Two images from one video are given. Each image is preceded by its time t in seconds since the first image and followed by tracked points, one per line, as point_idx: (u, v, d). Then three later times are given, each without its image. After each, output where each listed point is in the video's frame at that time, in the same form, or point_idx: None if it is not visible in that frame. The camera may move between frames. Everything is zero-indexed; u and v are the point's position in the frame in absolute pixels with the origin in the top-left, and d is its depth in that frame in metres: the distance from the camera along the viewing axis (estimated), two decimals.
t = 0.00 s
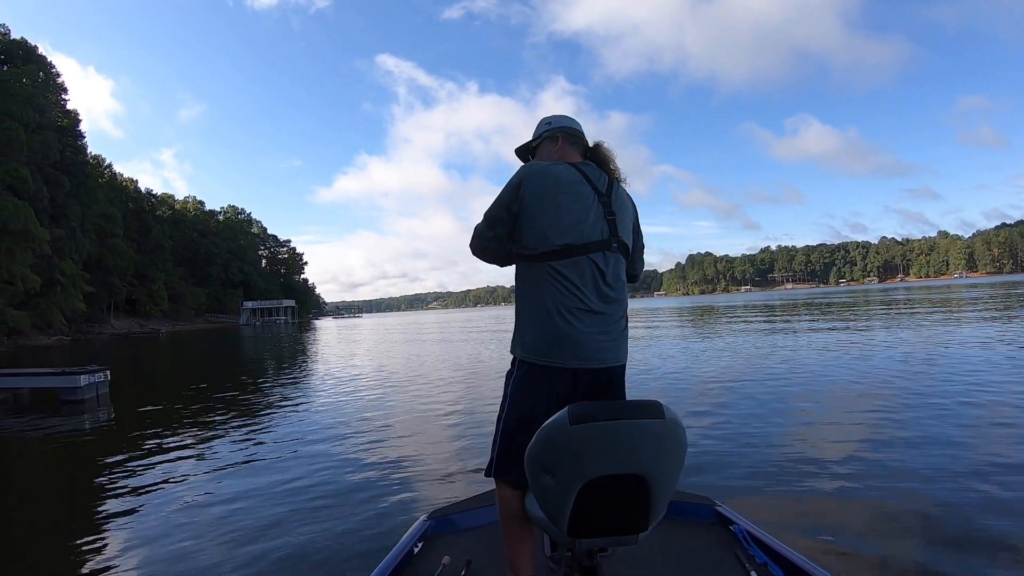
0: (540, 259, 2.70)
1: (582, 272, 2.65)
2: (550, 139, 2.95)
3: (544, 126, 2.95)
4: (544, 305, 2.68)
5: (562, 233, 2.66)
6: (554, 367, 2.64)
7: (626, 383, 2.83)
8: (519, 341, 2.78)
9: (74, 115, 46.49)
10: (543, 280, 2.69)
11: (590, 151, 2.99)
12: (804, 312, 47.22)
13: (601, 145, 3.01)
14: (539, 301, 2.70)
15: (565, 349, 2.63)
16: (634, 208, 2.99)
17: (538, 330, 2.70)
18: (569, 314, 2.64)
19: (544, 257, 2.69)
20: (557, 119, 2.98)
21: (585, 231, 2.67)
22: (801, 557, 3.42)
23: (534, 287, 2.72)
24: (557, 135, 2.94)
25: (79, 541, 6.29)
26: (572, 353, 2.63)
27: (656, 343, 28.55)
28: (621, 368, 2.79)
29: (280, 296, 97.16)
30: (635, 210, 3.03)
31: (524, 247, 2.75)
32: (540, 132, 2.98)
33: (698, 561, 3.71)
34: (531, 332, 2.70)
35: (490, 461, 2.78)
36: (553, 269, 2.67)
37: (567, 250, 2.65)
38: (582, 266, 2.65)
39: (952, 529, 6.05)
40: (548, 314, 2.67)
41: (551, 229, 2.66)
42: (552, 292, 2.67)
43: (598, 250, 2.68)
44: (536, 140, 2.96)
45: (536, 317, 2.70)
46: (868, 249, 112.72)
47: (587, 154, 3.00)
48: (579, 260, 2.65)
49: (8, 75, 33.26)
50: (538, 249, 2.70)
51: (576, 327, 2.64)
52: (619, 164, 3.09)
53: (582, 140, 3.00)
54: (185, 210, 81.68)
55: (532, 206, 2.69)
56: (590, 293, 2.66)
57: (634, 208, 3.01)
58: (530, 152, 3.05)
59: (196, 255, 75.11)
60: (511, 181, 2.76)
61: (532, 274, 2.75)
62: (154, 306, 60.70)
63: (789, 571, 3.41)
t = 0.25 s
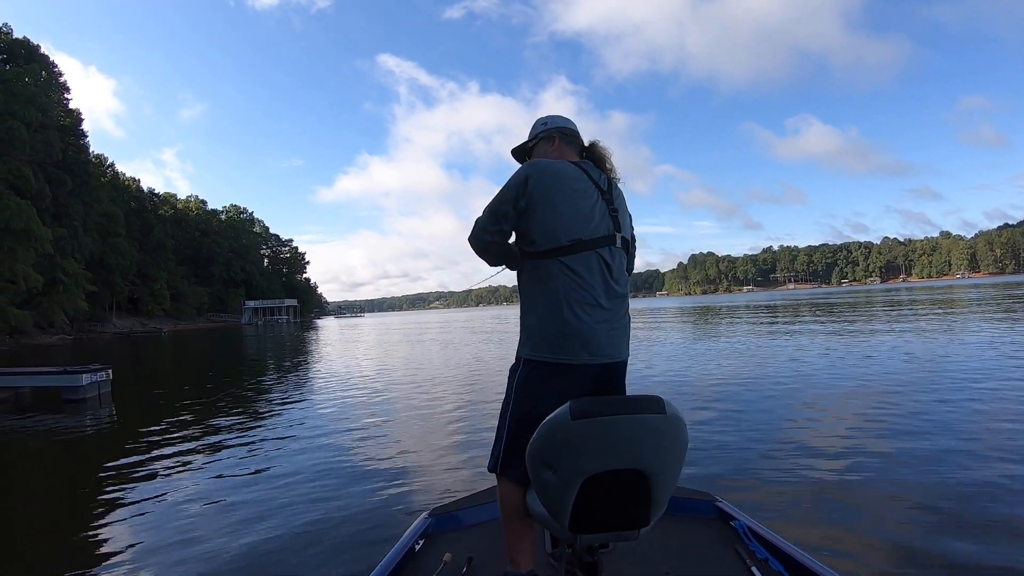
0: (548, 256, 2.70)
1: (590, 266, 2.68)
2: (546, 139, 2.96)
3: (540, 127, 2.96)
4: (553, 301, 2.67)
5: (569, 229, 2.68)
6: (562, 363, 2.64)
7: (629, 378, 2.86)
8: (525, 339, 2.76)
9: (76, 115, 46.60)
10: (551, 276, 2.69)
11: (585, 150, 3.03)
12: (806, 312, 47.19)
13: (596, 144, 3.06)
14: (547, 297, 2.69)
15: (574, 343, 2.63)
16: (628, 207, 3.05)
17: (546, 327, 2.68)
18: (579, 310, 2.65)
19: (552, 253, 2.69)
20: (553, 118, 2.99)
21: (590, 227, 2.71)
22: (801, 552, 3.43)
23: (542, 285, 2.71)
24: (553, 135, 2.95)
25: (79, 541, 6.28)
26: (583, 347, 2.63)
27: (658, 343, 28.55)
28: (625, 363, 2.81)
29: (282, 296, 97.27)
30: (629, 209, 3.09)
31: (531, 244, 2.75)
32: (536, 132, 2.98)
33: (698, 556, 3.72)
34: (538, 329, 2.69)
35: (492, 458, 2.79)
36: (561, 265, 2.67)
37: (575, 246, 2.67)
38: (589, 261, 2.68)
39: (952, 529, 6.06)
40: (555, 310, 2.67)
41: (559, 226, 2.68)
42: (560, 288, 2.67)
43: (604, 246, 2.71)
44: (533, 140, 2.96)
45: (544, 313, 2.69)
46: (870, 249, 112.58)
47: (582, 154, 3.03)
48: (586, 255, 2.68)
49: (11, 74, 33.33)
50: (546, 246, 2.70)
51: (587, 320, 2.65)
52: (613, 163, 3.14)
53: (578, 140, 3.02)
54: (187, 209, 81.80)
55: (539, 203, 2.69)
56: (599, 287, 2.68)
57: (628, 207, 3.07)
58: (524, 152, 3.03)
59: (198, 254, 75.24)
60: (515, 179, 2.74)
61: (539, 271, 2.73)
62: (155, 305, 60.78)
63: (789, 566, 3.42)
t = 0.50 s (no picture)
0: (540, 254, 2.73)
1: (583, 263, 2.67)
2: (547, 138, 2.96)
3: (541, 125, 2.97)
4: (546, 298, 2.69)
5: (561, 227, 2.69)
6: (558, 360, 2.64)
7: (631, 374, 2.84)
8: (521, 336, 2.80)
9: (80, 115, 46.74)
10: (544, 273, 2.71)
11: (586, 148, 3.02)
12: (808, 314, 47.15)
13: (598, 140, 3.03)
14: (540, 294, 2.72)
15: (569, 340, 2.63)
16: (632, 201, 3.01)
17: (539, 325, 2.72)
18: (572, 306, 2.65)
19: (545, 252, 2.71)
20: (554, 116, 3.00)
21: (584, 224, 2.70)
22: (800, 548, 3.42)
23: (535, 282, 2.75)
24: (554, 134, 2.95)
25: (80, 541, 6.28)
26: (575, 344, 2.64)
27: (659, 344, 28.53)
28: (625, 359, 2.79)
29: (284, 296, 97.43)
30: (634, 203, 3.05)
31: (525, 243, 2.78)
32: (536, 131, 2.99)
33: (697, 552, 3.72)
34: (534, 325, 2.71)
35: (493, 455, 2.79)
36: (554, 262, 2.69)
37: (567, 242, 2.68)
38: (582, 258, 2.68)
39: (954, 532, 6.05)
40: (551, 307, 2.68)
41: (550, 223, 2.69)
42: (553, 285, 2.69)
43: (597, 243, 2.70)
44: (534, 139, 2.97)
45: (539, 309, 2.71)
46: (872, 251, 112.44)
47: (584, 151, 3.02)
48: (579, 251, 2.68)
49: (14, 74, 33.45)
50: (538, 244, 2.72)
51: (580, 317, 2.65)
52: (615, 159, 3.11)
53: (579, 137, 3.01)
54: (190, 209, 81.99)
55: (532, 202, 2.72)
56: (592, 284, 2.68)
57: (633, 201, 3.03)
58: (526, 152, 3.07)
59: (201, 254, 75.41)
60: (509, 181, 2.80)
61: (532, 269, 2.77)
62: (158, 305, 60.87)
63: (788, 562, 3.41)
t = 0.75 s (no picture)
0: (534, 254, 2.74)
1: (574, 262, 2.66)
2: (545, 141, 2.98)
3: (541, 130, 2.99)
4: (538, 298, 2.69)
5: (552, 226, 2.69)
6: (550, 359, 2.63)
7: (629, 375, 2.80)
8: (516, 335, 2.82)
9: (83, 115, 46.88)
10: (537, 273, 2.72)
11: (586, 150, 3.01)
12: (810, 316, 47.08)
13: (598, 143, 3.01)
14: (533, 294, 2.73)
15: (560, 339, 2.62)
16: (632, 203, 2.99)
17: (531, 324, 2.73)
18: (562, 306, 2.64)
19: (537, 251, 2.72)
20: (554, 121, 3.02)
21: (576, 224, 2.68)
22: (797, 548, 3.41)
23: (527, 283, 2.76)
24: (553, 136, 2.96)
25: (79, 541, 6.28)
26: (564, 344, 2.62)
27: (662, 346, 28.50)
28: (622, 360, 2.76)
29: (287, 296, 97.61)
30: (633, 205, 3.03)
31: (521, 244, 2.79)
32: (537, 134, 3.00)
33: (695, 553, 3.71)
34: (526, 326, 2.72)
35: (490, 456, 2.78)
36: (546, 261, 2.70)
37: (558, 242, 2.68)
38: (573, 257, 2.66)
39: (954, 533, 6.02)
40: (542, 307, 2.68)
41: (542, 223, 2.70)
42: (545, 283, 2.69)
43: (590, 241, 2.68)
44: (534, 143, 2.98)
45: (531, 309, 2.72)
46: (875, 253, 112.26)
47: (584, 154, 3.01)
48: (571, 250, 2.66)
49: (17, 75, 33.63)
50: (531, 243, 2.74)
51: (573, 317, 2.64)
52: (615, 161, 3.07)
53: (578, 140, 3.01)
54: (193, 210, 82.21)
55: (525, 203, 2.74)
56: (583, 282, 2.66)
57: (632, 203, 3.00)
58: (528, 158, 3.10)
59: (203, 255, 75.57)
60: (506, 183, 2.85)
61: (526, 269, 2.78)
62: (161, 305, 60.98)
63: (786, 564, 3.40)
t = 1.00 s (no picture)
0: (533, 259, 2.72)
1: (575, 265, 2.66)
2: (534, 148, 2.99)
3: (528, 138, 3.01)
4: (538, 302, 2.67)
5: (551, 228, 2.69)
6: (552, 363, 2.61)
7: (624, 379, 2.79)
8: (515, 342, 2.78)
9: (86, 116, 46.99)
10: (535, 277, 2.70)
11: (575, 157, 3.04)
12: (812, 317, 46.98)
13: (586, 151, 3.06)
14: (532, 299, 2.71)
15: (562, 342, 2.60)
16: (622, 211, 3.02)
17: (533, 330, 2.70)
18: (565, 309, 2.63)
19: (536, 255, 2.71)
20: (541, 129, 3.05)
21: (573, 226, 2.70)
22: (796, 553, 3.40)
23: (526, 286, 2.74)
24: (541, 143, 2.98)
25: (80, 541, 6.29)
26: (569, 347, 2.60)
27: (663, 347, 28.45)
28: (618, 364, 2.75)
29: (290, 297, 97.77)
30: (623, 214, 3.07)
31: (517, 249, 2.77)
32: (524, 143, 3.03)
33: (694, 557, 3.70)
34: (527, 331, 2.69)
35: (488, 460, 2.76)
36: (545, 264, 2.68)
37: (557, 244, 2.67)
38: (574, 259, 2.66)
39: (956, 535, 5.99)
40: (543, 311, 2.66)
41: (540, 227, 2.69)
42: (546, 287, 2.67)
43: (587, 244, 2.69)
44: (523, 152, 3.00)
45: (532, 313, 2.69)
46: (878, 254, 112.06)
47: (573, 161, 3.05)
48: (570, 253, 2.66)
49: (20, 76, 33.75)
50: (530, 247, 2.72)
51: (571, 320, 2.62)
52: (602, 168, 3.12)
53: (569, 149, 3.04)
54: (196, 211, 82.39)
55: (521, 206, 2.73)
56: (584, 285, 2.66)
57: (622, 211, 3.04)
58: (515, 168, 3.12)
59: (206, 256, 75.70)
60: (501, 187, 2.83)
61: (525, 273, 2.76)
62: (164, 306, 61.09)
63: (785, 568, 3.39)
